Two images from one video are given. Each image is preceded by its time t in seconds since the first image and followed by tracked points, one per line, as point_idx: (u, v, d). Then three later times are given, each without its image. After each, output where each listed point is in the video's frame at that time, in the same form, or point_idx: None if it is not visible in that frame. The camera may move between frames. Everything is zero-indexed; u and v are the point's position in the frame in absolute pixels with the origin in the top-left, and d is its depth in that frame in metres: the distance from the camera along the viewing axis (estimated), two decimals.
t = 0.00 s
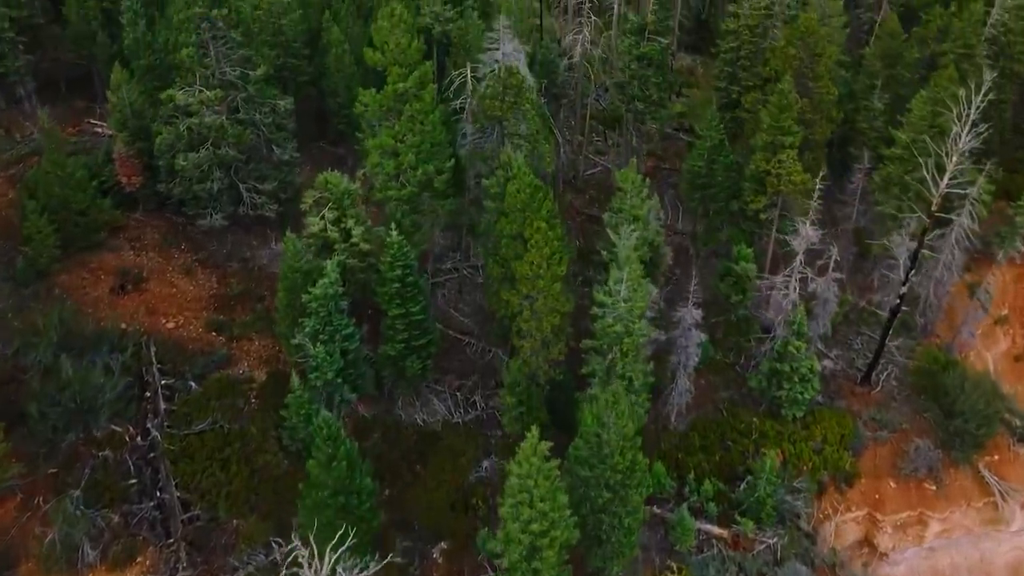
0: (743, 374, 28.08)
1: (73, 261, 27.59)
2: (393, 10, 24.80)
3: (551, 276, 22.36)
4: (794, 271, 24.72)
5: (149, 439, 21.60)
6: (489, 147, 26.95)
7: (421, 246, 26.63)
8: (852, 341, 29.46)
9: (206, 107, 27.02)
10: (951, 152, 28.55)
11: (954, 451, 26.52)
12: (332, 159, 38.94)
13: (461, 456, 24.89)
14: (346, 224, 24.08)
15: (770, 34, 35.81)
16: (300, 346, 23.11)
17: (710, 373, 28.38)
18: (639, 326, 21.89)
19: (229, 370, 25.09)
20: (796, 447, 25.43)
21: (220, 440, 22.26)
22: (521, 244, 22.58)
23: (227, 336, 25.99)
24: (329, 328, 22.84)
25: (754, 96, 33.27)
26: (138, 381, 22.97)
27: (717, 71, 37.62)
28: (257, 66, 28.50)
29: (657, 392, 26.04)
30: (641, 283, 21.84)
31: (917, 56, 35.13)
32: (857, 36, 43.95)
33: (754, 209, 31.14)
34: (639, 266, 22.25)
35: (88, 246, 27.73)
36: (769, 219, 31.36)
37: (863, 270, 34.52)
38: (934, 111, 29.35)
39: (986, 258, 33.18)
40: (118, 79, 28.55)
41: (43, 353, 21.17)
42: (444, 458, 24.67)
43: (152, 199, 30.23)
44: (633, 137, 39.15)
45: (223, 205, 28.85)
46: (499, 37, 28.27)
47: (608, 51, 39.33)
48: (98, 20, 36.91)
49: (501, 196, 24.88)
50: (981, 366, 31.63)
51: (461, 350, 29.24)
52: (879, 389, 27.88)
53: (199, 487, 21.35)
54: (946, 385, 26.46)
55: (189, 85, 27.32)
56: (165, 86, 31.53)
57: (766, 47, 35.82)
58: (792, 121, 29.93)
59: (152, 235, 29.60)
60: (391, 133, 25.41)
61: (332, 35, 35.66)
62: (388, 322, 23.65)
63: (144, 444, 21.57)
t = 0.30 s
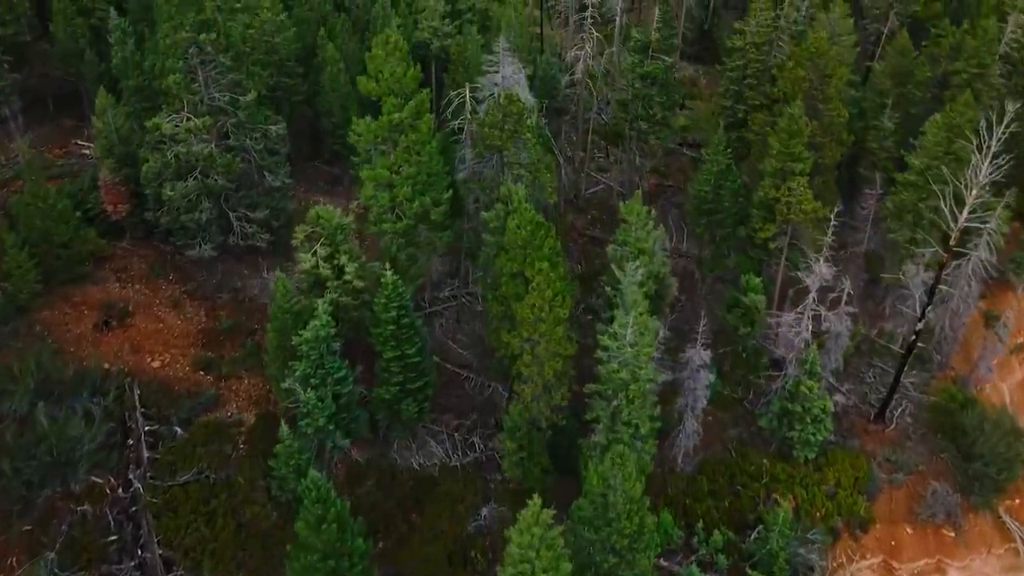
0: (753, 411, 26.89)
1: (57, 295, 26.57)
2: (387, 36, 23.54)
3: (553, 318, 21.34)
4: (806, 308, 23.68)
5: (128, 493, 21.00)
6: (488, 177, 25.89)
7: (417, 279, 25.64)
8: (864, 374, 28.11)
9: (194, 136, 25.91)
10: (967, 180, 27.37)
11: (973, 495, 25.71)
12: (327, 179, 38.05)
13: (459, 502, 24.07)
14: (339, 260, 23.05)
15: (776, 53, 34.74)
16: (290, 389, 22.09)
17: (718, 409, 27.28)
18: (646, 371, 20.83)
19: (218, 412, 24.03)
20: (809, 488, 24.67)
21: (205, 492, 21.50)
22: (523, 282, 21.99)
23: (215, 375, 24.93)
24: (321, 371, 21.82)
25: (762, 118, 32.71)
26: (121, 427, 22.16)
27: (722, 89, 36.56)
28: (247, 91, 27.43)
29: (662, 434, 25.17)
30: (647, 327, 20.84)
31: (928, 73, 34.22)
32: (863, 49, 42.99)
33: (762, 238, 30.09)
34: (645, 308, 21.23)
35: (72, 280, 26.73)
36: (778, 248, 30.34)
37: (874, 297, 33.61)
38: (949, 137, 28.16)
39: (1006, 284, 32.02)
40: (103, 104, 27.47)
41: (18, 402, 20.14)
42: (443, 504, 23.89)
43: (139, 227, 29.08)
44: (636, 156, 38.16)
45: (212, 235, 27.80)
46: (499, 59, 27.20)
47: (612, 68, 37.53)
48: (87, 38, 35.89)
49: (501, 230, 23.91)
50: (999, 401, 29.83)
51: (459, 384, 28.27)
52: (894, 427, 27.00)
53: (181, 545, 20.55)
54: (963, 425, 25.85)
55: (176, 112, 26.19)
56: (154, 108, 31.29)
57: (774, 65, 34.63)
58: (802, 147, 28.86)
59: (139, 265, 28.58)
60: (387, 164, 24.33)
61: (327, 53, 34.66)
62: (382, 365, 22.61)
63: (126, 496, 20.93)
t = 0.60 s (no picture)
0: (763, 458, 26.67)
1: (35, 339, 25.32)
2: (381, 73, 22.57)
3: (556, 375, 19.97)
4: (821, 359, 22.41)
5: (105, 561, 19.59)
6: (488, 215, 24.82)
7: (414, 322, 24.55)
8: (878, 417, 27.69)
9: (180, 172, 24.74)
10: (988, 216, 26.01)
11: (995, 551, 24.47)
12: (320, 204, 37.00)
13: (456, 561, 22.99)
14: (330, 308, 21.84)
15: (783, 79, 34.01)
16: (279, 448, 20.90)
17: (730, 457, 27.00)
18: (654, 430, 19.65)
19: (203, 466, 23.02)
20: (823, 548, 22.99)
21: (189, 558, 20.17)
22: (524, 335, 20.95)
23: (201, 425, 23.92)
24: (310, 428, 20.64)
25: (770, 147, 31.86)
26: (99, 487, 21.07)
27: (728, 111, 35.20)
28: (236, 123, 26.31)
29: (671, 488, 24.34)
30: (655, 385, 19.55)
31: (941, 96, 33.26)
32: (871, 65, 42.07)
33: (774, 276, 28.81)
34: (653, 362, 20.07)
35: (51, 322, 25.61)
36: (789, 286, 28.91)
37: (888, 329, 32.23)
38: (970, 170, 26.80)
39: None
40: (85, 136, 26.29)
41: None
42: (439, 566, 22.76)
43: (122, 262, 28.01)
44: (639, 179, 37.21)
45: (198, 274, 26.56)
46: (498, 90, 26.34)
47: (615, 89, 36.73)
48: (72, 59, 34.73)
49: (501, 273, 22.81)
50: None
51: (458, 430, 26.88)
52: (911, 474, 26.22)
53: None
54: (984, 475, 24.66)
55: (162, 148, 24.91)
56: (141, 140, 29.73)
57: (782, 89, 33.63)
58: (815, 180, 27.63)
59: (123, 304, 27.41)
60: (379, 205, 22.93)
61: (321, 75, 33.59)
62: (375, 420, 21.44)
63: (102, 565, 19.51)
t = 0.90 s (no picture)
0: (772, 504, 25.90)
1: (14, 382, 24.58)
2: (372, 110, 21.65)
3: (559, 432, 19.05)
4: (836, 409, 21.35)
5: None
6: (487, 251, 23.79)
7: (410, 364, 23.57)
8: (894, 459, 27.41)
9: (165, 210, 23.61)
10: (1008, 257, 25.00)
11: None
12: (313, 228, 36.05)
13: None
14: (322, 356, 20.77)
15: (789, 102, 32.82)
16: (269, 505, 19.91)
17: (739, 502, 26.40)
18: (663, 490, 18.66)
19: (189, 519, 22.39)
20: None
21: None
22: (525, 386, 19.94)
23: (187, 475, 23.25)
24: (302, 484, 19.69)
25: (778, 172, 30.86)
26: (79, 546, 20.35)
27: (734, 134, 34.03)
28: (226, 154, 25.25)
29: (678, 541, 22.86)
30: (663, 444, 18.66)
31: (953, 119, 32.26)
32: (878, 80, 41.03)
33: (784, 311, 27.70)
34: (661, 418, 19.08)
35: (31, 364, 24.72)
36: (800, 322, 27.83)
37: (900, 361, 31.01)
38: (987, 205, 25.74)
39: None
40: (67, 169, 25.19)
41: None
42: None
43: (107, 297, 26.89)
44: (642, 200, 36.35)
45: (185, 312, 25.62)
46: (498, 119, 24.33)
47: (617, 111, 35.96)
48: (58, 82, 33.72)
49: (501, 317, 21.78)
50: None
51: (457, 472, 26.37)
52: (928, 522, 25.34)
53: None
54: (1006, 526, 24.34)
55: (147, 183, 23.87)
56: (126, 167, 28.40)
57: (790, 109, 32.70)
58: (827, 214, 26.59)
59: (108, 342, 26.45)
60: (373, 246, 21.89)
61: (315, 97, 32.59)
62: (368, 475, 20.42)
63: None
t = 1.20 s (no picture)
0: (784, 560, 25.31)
1: None
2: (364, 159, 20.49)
3: (562, 508, 18.21)
4: (853, 473, 20.17)
5: None
6: (486, 301, 22.63)
7: (406, 419, 22.52)
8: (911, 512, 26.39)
9: (147, 259, 22.50)
10: None
11: None
12: (307, 259, 34.96)
13: None
14: (311, 418, 19.61)
15: (798, 129, 31.50)
16: None
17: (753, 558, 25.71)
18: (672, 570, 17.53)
19: None
20: None
21: None
22: (527, 453, 18.82)
23: (170, 539, 22.99)
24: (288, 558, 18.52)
25: (786, 207, 29.70)
26: None
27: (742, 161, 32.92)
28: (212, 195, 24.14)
29: None
30: (672, 522, 17.59)
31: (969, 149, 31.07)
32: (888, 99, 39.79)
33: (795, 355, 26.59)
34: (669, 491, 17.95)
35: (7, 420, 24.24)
36: (812, 368, 26.75)
37: (915, 403, 29.97)
38: (1009, 248, 24.56)
39: None
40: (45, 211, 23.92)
41: None
42: None
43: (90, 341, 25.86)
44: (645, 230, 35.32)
45: (171, 360, 24.69)
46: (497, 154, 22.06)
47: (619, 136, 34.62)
48: (43, 110, 32.56)
49: (500, 374, 20.60)
50: None
51: (455, 527, 25.50)
52: None
53: None
54: None
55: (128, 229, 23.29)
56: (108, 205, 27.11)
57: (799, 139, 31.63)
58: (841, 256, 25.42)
59: (88, 392, 25.76)
60: (365, 300, 20.79)
61: (307, 126, 31.41)
62: (361, 545, 19.32)
63: None
